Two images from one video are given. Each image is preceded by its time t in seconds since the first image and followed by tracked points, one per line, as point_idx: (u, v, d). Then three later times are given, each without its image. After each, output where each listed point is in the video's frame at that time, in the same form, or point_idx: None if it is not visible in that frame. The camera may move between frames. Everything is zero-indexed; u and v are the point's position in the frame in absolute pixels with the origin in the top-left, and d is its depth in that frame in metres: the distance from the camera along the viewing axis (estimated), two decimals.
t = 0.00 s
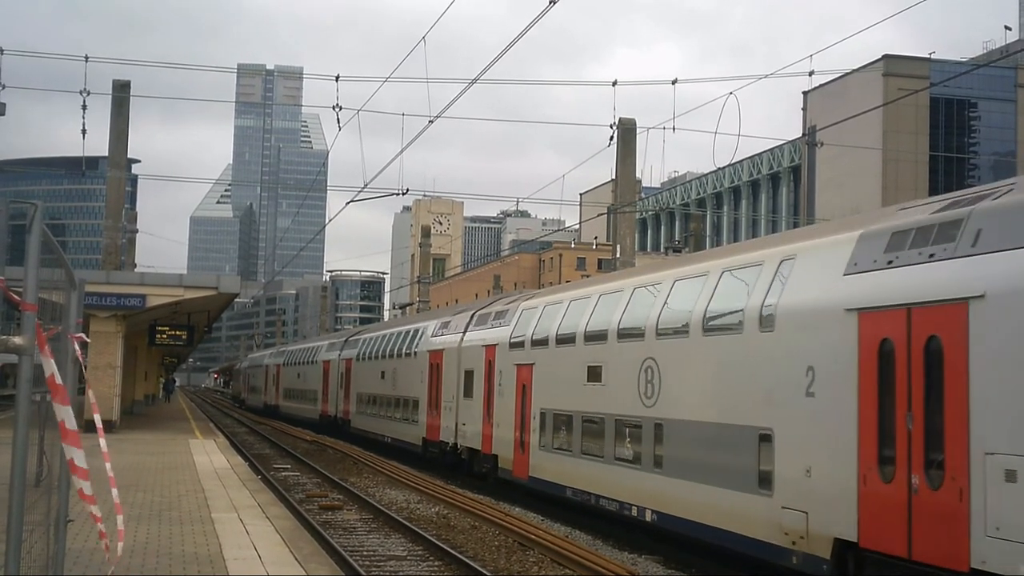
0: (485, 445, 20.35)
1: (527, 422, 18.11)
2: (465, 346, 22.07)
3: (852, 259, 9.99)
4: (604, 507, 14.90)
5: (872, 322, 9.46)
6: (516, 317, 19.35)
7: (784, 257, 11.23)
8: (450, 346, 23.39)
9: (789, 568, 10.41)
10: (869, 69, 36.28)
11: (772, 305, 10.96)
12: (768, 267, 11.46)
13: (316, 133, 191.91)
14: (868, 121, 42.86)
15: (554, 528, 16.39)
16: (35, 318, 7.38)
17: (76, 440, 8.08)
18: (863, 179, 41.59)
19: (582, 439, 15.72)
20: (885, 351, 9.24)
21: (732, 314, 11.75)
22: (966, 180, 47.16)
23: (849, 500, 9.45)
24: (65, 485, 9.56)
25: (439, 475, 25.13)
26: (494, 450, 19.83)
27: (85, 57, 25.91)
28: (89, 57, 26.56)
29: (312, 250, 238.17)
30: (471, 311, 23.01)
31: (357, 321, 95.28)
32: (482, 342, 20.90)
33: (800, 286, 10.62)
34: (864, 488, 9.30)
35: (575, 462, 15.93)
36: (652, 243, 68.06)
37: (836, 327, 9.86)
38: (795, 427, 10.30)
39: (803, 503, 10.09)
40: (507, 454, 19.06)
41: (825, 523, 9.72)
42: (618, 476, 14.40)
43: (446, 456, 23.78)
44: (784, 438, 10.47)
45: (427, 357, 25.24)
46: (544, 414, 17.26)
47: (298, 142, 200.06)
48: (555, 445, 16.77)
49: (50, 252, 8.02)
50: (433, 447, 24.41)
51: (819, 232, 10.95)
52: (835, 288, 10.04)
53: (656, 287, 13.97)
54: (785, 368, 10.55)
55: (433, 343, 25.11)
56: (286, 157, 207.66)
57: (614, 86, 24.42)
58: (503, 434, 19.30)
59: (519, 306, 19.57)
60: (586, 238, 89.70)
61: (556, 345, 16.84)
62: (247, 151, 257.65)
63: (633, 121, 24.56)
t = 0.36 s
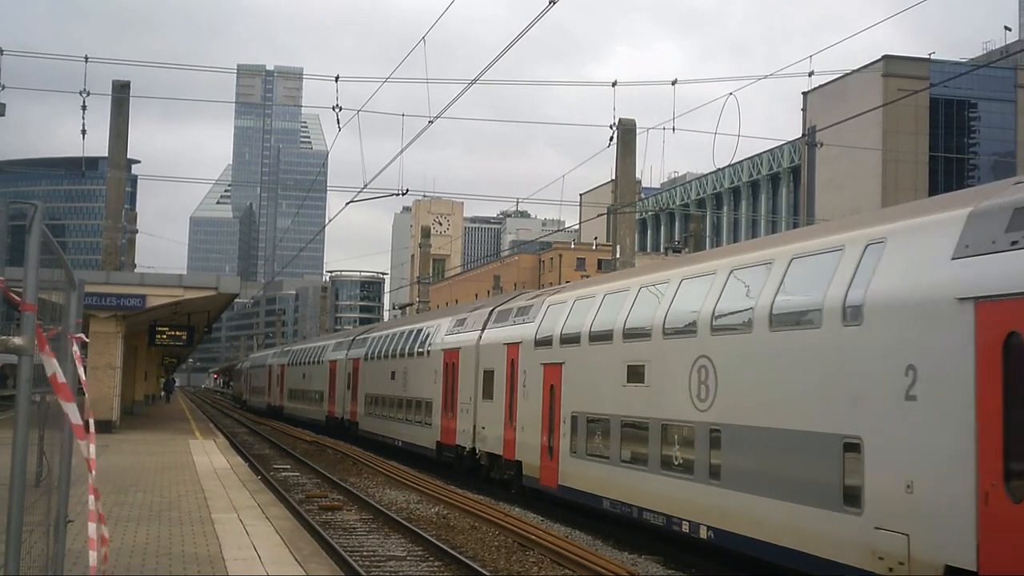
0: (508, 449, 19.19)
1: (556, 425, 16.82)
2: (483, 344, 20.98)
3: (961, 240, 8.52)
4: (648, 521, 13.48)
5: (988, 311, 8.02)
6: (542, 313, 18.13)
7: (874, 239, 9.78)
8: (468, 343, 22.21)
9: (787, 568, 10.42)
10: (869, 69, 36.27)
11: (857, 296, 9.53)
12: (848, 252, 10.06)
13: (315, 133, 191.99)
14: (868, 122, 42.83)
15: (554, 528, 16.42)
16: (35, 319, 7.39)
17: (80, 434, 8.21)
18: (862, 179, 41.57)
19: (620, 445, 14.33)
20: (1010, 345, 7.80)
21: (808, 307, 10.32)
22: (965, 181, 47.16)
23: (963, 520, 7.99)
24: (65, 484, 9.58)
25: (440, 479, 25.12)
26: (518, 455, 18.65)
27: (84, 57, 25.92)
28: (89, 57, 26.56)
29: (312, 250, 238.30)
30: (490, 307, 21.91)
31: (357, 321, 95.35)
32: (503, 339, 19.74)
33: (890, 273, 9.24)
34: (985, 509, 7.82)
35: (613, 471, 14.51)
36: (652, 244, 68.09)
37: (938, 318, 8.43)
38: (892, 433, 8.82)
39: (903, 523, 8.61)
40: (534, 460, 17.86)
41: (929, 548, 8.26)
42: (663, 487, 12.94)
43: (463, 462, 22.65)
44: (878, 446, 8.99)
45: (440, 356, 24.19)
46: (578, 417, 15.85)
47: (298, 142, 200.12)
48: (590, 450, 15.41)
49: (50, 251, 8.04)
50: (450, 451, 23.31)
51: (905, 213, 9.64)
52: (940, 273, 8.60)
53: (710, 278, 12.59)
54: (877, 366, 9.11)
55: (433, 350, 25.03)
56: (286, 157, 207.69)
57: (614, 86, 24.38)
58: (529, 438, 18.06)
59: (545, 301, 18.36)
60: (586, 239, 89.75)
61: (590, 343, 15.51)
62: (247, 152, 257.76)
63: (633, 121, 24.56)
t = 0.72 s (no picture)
0: (534, 456, 17.70)
1: (590, 429, 15.37)
2: (504, 342, 19.68)
3: None
4: (703, 540, 11.98)
5: None
6: (572, 309, 16.74)
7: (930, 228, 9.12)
8: (490, 339, 20.77)
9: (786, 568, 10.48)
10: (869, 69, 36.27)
11: (976, 285, 8.24)
12: (958, 233, 8.74)
13: (315, 134, 192.07)
14: (868, 122, 42.82)
15: (554, 528, 16.47)
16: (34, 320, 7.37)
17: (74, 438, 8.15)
18: (862, 179, 41.55)
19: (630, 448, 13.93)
20: None
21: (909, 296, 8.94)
22: (965, 181, 47.19)
23: None
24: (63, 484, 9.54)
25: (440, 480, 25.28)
26: (546, 463, 17.16)
27: (84, 57, 25.92)
28: (89, 58, 26.54)
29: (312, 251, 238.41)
30: (510, 304, 20.57)
31: (357, 321, 95.46)
32: (529, 337, 18.35)
33: (1017, 256, 7.99)
34: None
35: (642, 478, 13.50)
36: (652, 243, 68.13)
37: None
38: None
39: None
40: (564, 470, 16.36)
41: None
42: (721, 501, 11.48)
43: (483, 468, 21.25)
44: (1006, 457, 7.67)
45: (457, 355, 22.98)
46: (616, 422, 14.39)
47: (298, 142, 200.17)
48: (630, 458, 13.93)
49: (50, 253, 8.05)
50: (466, 456, 21.95)
51: (912, 210, 9.61)
52: None
53: (778, 266, 11.21)
54: (1003, 364, 7.81)
55: (434, 351, 25.06)
56: (285, 157, 207.77)
57: (614, 87, 24.39)
58: (558, 444, 16.58)
59: (574, 296, 16.97)
60: (586, 239, 89.80)
61: (629, 340, 14.08)
62: (247, 152, 257.91)
63: (633, 121, 24.59)
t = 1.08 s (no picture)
0: (563, 461, 16.58)
1: (625, 433, 14.21)
2: (526, 340, 18.70)
3: None
4: (764, 558, 10.83)
5: None
6: (604, 305, 15.64)
7: (1007, 211, 8.32)
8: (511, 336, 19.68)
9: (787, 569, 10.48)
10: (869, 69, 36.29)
11: None
12: (999, 227, 8.32)
13: (316, 134, 192.15)
14: (868, 122, 42.80)
15: (554, 528, 16.47)
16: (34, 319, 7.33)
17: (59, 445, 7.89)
18: (862, 179, 41.51)
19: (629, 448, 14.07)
20: None
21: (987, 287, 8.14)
22: (965, 181, 47.21)
23: None
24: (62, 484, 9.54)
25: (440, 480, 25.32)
26: (576, 469, 16.03)
27: (84, 58, 25.94)
28: (89, 58, 26.53)
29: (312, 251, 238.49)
30: (532, 299, 19.57)
31: (357, 321, 95.46)
32: (554, 335, 17.28)
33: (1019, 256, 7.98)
34: None
35: (642, 478, 13.60)
36: (652, 243, 68.16)
37: None
38: None
39: None
40: (597, 478, 15.19)
41: None
42: (791, 516, 10.27)
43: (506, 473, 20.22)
44: None
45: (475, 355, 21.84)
46: (659, 426, 13.22)
47: (298, 143, 200.19)
48: (677, 465, 12.70)
49: (50, 252, 8.05)
50: (485, 461, 20.96)
51: (912, 210, 9.60)
52: None
53: (852, 254, 10.06)
54: None
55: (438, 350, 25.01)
56: (285, 157, 207.85)
57: (615, 87, 24.38)
58: (591, 450, 15.41)
59: (605, 291, 15.89)
60: (586, 238, 89.82)
61: (672, 339, 12.96)
62: (247, 152, 258.04)
63: (633, 121, 24.57)
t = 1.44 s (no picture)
0: (600, 469, 15.10)
1: (675, 437, 12.71)
2: (555, 338, 17.27)
3: None
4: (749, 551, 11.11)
5: None
6: (647, 298, 14.21)
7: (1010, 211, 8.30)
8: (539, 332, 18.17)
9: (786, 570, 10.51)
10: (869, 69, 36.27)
11: None
12: (994, 229, 8.36)
13: (316, 134, 192.19)
14: (868, 122, 42.79)
15: (554, 529, 16.48)
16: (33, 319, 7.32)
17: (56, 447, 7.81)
18: (862, 179, 41.48)
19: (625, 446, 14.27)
20: None
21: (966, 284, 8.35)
22: (965, 181, 47.21)
23: None
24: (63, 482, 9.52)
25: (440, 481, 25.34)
26: (615, 478, 14.53)
27: (84, 58, 25.95)
28: (89, 58, 26.51)
29: (312, 251, 238.58)
30: (560, 293, 18.17)
31: (358, 321, 95.40)
32: (588, 331, 15.84)
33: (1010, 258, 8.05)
34: None
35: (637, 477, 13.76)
36: (652, 244, 68.16)
37: None
38: None
39: None
40: (639, 488, 13.68)
41: None
42: (889, 538, 8.85)
43: (533, 480, 18.80)
44: None
45: (497, 353, 20.46)
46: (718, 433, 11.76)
47: (299, 143, 200.21)
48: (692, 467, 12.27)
49: (51, 252, 8.03)
50: (508, 466, 19.57)
51: (912, 210, 9.61)
52: None
53: (746, 272, 11.84)
54: None
55: (439, 350, 25.09)
56: (286, 158, 207.86)
57: (615, 88, 24.32)
58: (633, 459, 13.92)
59: (646, 282, 14.47)
60: (586, 238, 89.80)
61: (733, 334, 11.60)
62: (247, 152, 258.15)
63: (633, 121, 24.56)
